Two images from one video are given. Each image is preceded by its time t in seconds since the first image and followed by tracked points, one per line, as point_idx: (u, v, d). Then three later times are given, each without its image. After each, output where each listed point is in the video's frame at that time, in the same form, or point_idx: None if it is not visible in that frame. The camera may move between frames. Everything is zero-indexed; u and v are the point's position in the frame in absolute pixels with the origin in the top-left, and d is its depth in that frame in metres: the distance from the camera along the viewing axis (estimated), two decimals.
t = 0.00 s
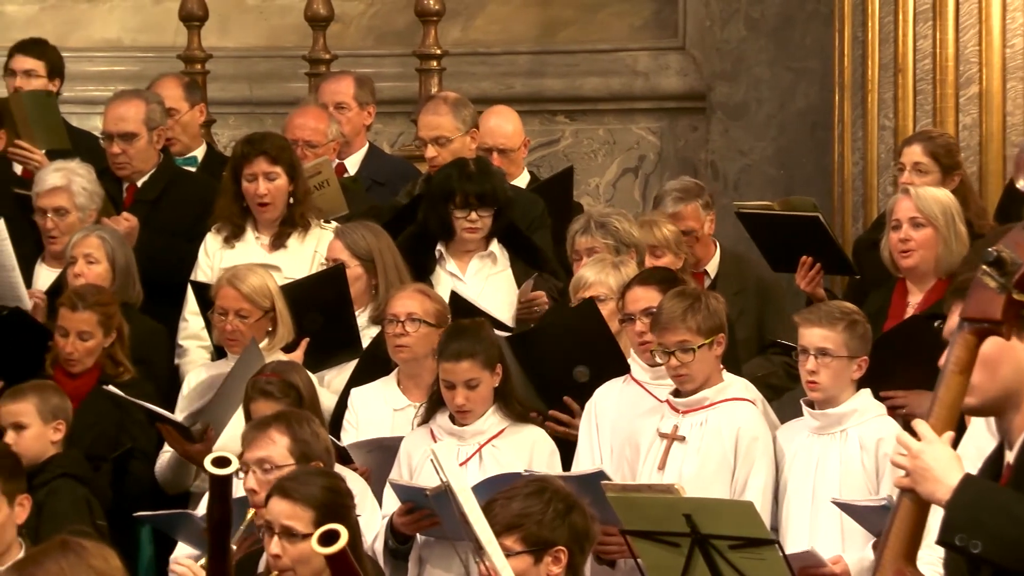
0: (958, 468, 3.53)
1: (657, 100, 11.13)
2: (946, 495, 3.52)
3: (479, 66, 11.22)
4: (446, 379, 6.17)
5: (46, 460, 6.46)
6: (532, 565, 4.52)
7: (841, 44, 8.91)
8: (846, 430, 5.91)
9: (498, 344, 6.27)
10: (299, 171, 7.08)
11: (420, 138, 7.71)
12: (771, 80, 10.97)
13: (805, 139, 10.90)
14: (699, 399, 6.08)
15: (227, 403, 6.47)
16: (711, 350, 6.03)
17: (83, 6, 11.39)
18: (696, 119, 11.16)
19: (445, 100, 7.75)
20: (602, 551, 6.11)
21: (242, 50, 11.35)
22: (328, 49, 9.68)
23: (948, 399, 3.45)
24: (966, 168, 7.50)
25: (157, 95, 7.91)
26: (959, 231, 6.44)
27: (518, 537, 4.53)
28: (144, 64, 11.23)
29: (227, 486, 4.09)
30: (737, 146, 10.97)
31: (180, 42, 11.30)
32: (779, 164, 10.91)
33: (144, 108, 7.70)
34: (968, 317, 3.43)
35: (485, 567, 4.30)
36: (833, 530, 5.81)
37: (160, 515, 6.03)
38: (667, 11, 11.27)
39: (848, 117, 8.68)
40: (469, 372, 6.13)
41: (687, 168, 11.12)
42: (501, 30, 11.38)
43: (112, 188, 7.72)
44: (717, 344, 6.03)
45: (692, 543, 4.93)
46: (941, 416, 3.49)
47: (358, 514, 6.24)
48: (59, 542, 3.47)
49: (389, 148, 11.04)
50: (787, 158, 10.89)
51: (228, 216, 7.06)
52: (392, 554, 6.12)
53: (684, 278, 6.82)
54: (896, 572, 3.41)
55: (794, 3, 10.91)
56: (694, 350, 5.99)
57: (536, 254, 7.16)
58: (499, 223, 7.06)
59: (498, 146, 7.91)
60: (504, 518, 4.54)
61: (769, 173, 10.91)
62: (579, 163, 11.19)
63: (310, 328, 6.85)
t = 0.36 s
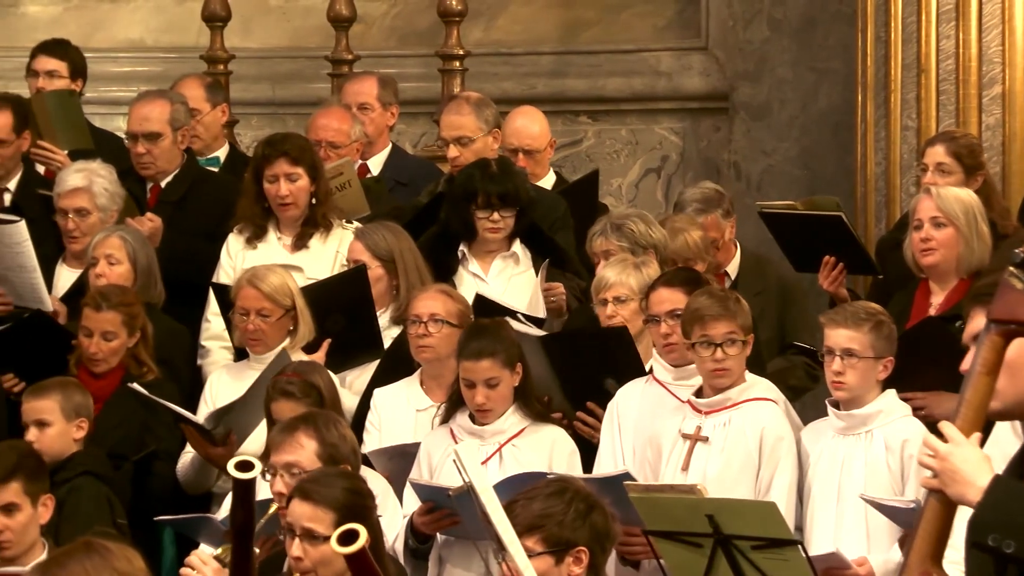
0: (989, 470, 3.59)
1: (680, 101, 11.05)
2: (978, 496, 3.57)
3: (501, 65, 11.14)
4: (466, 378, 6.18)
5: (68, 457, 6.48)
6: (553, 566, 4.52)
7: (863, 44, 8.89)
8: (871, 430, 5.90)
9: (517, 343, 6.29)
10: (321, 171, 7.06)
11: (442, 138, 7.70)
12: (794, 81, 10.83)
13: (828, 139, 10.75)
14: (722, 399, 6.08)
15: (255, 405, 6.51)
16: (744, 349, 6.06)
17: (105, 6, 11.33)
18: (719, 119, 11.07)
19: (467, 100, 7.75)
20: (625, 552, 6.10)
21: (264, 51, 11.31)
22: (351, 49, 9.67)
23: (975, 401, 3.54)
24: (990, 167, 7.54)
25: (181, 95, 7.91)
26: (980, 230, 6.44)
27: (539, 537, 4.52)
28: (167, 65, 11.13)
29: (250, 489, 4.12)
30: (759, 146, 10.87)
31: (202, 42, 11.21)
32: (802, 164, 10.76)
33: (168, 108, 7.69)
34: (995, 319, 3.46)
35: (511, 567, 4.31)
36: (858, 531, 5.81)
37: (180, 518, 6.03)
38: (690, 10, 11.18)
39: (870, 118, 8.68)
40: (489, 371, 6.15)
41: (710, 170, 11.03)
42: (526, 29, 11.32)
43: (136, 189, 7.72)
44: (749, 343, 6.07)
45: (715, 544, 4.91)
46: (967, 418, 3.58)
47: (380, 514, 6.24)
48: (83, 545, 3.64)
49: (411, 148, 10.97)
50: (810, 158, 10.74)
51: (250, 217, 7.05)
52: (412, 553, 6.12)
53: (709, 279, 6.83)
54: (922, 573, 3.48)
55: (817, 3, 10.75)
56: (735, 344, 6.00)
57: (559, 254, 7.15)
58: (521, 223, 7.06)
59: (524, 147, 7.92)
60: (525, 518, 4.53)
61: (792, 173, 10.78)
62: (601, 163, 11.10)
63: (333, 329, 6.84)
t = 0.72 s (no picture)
0: None
1: (711, 101, 10.89)
2: (1015, 500, 3.72)
3: (532, 66, 10.97)
4: (496, 378, 6.17)
5: (99, 456, 6.45)
6: (585, 565, 4.51)
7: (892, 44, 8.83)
8: (903, 430, 5.88)
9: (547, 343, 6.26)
10: (352, 171, 7.05)
11: (474, 137, 7.74)
12: (826, 80, 10.54)
13: (860, 141, 10.45)
14: (755, 399, 6.06)
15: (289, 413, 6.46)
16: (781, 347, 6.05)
17: (137, 6, 11.23)
18: (750, 119, 10.89)
19: (498, 100, 7.78)
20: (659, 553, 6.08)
21: (294, 51, 11.16)
22: (382, 49, 9.65)
23: (1011, 402, 3.73)
24: None
25: (213, 95, 7.89)
26: (1013, 231, 6.39)
27: (569, 537, 4.52)
28: (198, 64, 11.06)
29: (284, 486, 4.14)
30: (791, 146, 10.60)
31: (234, 42, 11.13)
32: (834, 163, 10.49)
33: (201, 108, 7.67)
34: None
35: (540, 565, 4.32)
36: (891, 531, 5.80)
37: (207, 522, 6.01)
38: (722, 10, 10.98)
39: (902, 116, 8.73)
40: (519, 371, 6.13)
41: (741, 171, 10.89)
42: (557, 31, 11.11)
43: (168, 188, 7.70)
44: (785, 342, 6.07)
45: (747, 544, 4.96)
46: (1004, 421, 3.77)
47: (410, 514, 6.23)
48: (119, 545, 3.71)
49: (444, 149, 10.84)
50: (841, 158, 10.46)
51: (281, 217, 7.04)
52: (442, 553, 6.12)
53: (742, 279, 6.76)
54: (959, 573, 3.72)
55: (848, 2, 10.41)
56: (774, 342, 5.99)
57: (590, 255, 7.18)
58: (552, 223, 7.05)
59: (553, 146, 7.87)
60: (556, 518, 4.54)
61: (824, 173, 10.51)
62: (632, 164, 10.98)
63: (363, 329, 6.83)
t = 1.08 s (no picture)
0: None
1: (752, 100, 10.83)
2: None
3: (572, 65, 10.95)
4: (533, 376, 6.15)
5: (141, 457, 6.43)
6: (627, 565, 4.50)
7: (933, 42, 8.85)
8: (944, 430, 5.87)
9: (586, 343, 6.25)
10: (393, 171, 7.06)
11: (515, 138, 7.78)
12: (866, 80, 10.47)
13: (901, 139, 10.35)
14: (797, 400, 6.06)
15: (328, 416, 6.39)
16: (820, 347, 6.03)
17: (177, 6, 11.23)
18: (790, 118, 10.84)
19: (539, 100, 7.82)
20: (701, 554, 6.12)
21: (335, 51, 11.15)
22: (422, 49, 9.64)
23: None
24: None
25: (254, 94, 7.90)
26: None
27: (612, 537, 4.52)
28: (240, 64, 11.04)
29: (323, 485, 4.19)
30: (831, 146, 10.54)
31: (275, 42, 11.12)
32: (875, 164, 10.42)
33: (243, 108, 7.67)
34: None
35: (580, 566, 4.32)
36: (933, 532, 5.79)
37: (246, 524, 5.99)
38: (763, 9, 10.96)
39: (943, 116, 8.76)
40: (556, 369, 6.12)
41: (781, 171, 10.83)
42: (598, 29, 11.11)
43: (209, 188, 7.70)
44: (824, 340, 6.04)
45: (787, 544, 5.05)
46: None
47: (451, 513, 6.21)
48: (162, 541, 3.66)
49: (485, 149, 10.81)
50: (882, 157, 10.39)
51: (323, 218, 7.05)
52: (481, 553, 6.12)
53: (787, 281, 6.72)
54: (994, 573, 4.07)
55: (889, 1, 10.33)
56: (814, 345, 5.96)
57: (631, 255, 7.15)
58: (591, 223, 7.06)
59: (590, 145, 7.86)
60: (599, 518, 4.53)
61: (865, 173, 10.46)
62: (672, 163, 10.93)
63: (404, 329, 6.83)
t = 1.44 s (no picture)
0: None
1: (782, 100, 10.84)
2: None
3: (602, 65, 10.88)
4: (560, 376, 6.11)
5: (172, 454, 6.38)
6: (657, 566, 4.48)
7: (966, 41, 8.87)
8: (975, 430, 5.88)
9: (612, 342, 6.21)
10: (424, 171, 7.05)
11: (546, 135, 7.78)
12: (898, 79, 10.50)
13: (932, 139, 10.34)
14: (828, 399, 6.03)
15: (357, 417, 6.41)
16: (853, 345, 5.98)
17: (209, 6, 11.24)
18: (821, 118, 10.87)
19: (571, 98, 7.82)
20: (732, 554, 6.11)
21: (365, 51, 11.15)
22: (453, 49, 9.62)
23: None
24: None
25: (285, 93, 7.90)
26: None
27: (643, 538, 4.49)
28: (269, 64, 11.05)
29: (353, 486, 4.20)
30: (861, 145, 10.62)
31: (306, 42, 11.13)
32: (906, 163, 10.43)
33: (276, 106, 7.68)
34: None
35: (611, 567, 4.30)
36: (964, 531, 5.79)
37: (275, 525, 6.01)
38: (794, 8, 10.95)
39: (975, 115, 8.77)
40: (582, 369, 6.08)
41: (813, 170, 10.86)
42: (628, 28, 11.06)
43: (240, 188, 7.70)
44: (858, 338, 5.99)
45: (819, 544, 5.07)
46: None
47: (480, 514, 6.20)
48: (196, 538, 3.43)
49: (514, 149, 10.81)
50: (912, 156, 10.38)
51: (353, 218, 7.06)
52: (510, 552, 6.10)
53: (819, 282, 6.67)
54: None
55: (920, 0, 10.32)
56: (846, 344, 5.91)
57: (660, 255, 7.20)
58: (622, 224, 7.08)
59: (619, 145, 7.94)
60: (630, 517, 4.51)
61: (896, 173, 10.46)
62: (703, 163, 10.90)
63: (436, 328, 6.86)
